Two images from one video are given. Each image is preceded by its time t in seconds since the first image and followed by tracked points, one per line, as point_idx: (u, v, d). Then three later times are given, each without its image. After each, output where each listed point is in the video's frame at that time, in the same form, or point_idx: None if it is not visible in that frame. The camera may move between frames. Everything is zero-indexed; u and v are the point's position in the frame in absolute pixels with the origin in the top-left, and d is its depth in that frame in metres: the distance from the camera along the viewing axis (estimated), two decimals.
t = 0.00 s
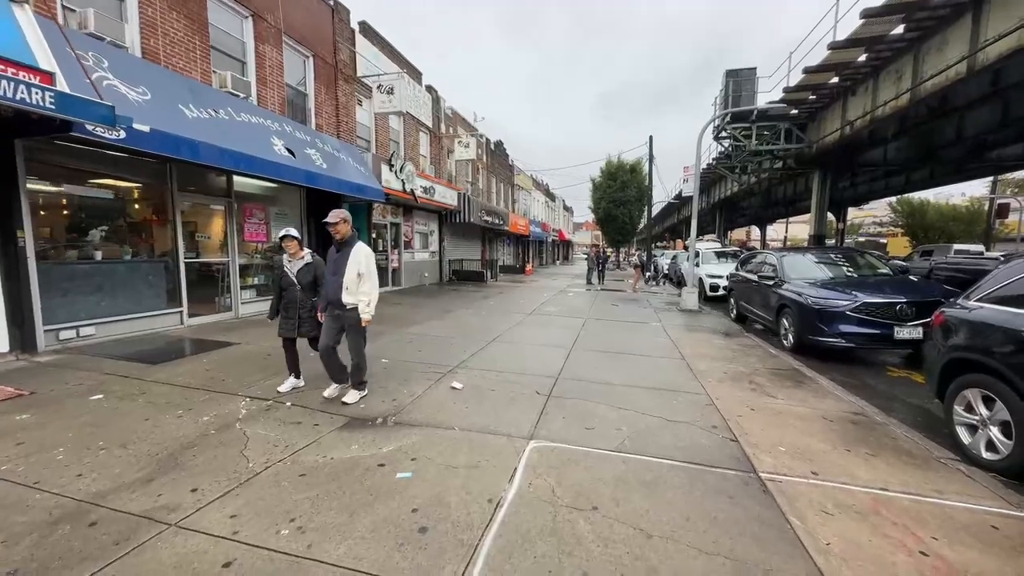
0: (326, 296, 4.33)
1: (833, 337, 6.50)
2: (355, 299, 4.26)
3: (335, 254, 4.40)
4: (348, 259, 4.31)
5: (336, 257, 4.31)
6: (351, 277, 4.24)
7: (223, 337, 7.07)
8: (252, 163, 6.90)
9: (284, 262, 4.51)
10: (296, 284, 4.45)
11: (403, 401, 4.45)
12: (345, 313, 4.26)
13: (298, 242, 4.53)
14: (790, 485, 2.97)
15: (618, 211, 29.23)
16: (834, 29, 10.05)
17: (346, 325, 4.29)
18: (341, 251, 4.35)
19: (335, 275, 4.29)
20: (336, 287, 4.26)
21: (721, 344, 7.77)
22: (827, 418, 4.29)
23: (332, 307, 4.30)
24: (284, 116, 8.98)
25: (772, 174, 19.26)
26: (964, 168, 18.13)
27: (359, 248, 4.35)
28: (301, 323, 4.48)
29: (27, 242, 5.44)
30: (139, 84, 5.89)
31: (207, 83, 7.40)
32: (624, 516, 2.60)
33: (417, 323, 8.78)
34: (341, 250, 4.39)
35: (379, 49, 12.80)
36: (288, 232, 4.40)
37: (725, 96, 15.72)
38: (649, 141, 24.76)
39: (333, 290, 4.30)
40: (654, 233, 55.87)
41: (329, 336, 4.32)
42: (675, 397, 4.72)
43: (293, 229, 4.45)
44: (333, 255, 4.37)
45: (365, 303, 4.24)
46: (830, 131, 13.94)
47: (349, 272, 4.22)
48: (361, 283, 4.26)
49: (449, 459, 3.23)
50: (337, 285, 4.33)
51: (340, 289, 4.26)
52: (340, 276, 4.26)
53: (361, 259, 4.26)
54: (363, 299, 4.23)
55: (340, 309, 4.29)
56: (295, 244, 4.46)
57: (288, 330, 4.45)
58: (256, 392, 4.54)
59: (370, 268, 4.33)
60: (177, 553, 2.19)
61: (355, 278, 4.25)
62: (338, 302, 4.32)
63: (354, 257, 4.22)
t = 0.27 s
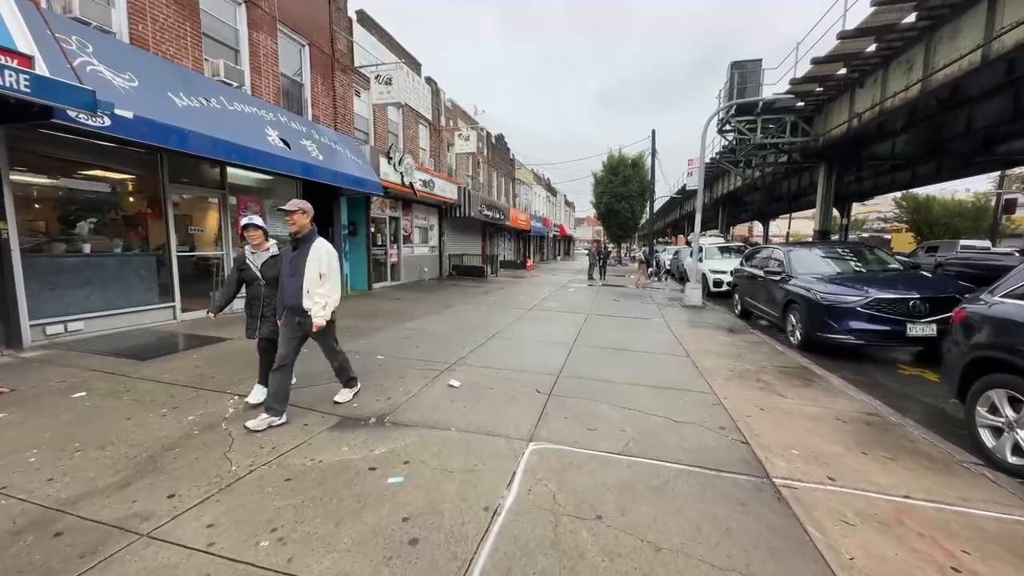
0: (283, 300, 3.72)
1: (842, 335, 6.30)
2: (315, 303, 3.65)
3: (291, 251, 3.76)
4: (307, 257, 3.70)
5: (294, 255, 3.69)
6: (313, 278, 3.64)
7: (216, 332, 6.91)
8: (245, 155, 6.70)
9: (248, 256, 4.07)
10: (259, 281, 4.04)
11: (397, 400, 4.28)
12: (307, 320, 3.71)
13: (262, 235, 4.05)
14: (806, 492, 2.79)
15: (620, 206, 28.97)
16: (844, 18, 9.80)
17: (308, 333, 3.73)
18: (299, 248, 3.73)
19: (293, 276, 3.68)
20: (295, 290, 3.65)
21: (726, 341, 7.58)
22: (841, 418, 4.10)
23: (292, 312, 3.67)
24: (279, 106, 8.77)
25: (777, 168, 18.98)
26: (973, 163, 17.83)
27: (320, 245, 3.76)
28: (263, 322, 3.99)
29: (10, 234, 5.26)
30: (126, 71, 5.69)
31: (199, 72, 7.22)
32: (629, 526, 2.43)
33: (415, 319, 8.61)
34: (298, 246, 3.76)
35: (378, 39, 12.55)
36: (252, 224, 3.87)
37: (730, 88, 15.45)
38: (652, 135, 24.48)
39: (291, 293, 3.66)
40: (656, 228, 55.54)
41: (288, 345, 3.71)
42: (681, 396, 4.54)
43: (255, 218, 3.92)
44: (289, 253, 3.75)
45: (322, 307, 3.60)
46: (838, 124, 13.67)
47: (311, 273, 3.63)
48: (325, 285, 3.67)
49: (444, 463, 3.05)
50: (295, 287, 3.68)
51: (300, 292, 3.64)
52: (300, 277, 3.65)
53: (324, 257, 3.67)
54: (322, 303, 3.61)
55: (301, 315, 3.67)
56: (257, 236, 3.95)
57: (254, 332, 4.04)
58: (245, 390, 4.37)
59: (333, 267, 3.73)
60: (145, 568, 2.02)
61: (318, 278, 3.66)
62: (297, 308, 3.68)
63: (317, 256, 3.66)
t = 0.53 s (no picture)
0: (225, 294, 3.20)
1: (862, 330, 6.01)
2: (270, 296, 3.18)
3: (233, 235, 3.23)
4: (253, 242, 3.18)
5: (238, 241, 3.19)
6: (263, 268, 3.13)
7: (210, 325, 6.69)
8: (238, 141, 6.44)
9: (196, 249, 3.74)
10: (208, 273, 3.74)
11: (394, 399, 4.04)
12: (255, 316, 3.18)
13: (215, 223, 3.67)
14: (840, 506, 2.54)
15: (625, 196, 28.54)
16: None
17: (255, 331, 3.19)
18: (243, 230, 3.22)
19: (238, 265, 3.17)
20: (240, 281, 3.13)
21: (738, 335, 7.30)
22: (868, 421, 3.83)
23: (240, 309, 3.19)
24: (275, 92, 8.48)
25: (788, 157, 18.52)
26: (991, 151, 17.30)
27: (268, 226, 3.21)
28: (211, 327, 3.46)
29: None
30: (110, 53, 5.42)
31: (190, 55, 6.93)
32: (646, 546, 2.19)
33: (416, 312, 8.37)
34: (241, 228, 3.22)
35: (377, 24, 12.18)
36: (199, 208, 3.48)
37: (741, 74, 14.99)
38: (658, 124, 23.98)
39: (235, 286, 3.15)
40: (661, 219, 54.97)
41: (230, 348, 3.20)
42: (695, 396, 4.28)
43: (209, 205, 3.58)
44: (231, 238, 3.23)
45: (285, 301, 3.17)
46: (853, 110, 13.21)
47: (260, 261, 3.13)
48: (278, 275, 3.17)
49: (442, 471, 2.81)
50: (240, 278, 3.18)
51: (247, 284, 3.13)
52: (247, 266, 3.15)
53: (275, 241, 3.17)
54: (282, 297, 3.16)
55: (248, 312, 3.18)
56: (207, 223, 3.58)
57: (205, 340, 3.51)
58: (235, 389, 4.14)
59: (289, 253, 3.24)
60: None
61: (268, 267, 3.14)
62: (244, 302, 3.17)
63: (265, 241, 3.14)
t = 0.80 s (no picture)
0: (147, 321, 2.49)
1: (881, 336, 5.73)
2: (205, 325, 2.45)
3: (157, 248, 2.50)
4: (181, 257, 2.45)
5: (161, 255, 2.46)
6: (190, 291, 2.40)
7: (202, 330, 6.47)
8: (229, 139, 6.19)
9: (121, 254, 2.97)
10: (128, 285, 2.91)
11: (388, 413, 3.80)
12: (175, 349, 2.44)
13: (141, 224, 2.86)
14: (875, 544, 2.29)
15: (628, 195, 28.23)
16: None
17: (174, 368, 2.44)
18: (168, 240, 2.48)
19: (161, 284, 2.46)
20: (162, 306, 2.42)
21: (747, 340, 7.03)
22: (894, 438, 3.57)
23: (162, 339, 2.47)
24: (270, 89, 8.23)
25: (795, 155, 18.17)
26: (1003, 149, 16.94)
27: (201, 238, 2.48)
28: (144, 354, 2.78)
29: None
30: (93, 46, 5.18)
31: (181, 50, 6.69)
32: None
33: (415, 315, 8.13)
34: (165, 239, 2.48)
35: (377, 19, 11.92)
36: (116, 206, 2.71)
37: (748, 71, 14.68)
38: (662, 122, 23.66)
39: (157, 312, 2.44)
40: (663, 218, 54.62)
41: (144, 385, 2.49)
42: (707, 409, 4.02)
43: (129, 200, 2.79)
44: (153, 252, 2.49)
45: (232, 330, 2.45)
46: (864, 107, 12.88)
47: (188, 278, 2.41)
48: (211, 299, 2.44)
49: (436, 499, 2.57)
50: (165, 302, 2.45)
51: (168, 308, 2.41)
52: (171, 285, 2.44)
53: (209, 256, 2.45)
54: (228, 325, 2.45)
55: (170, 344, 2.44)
56: (130, 221, 2.78)
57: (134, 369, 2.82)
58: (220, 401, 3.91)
59: (230, 272, 2.53)
60: None
61: (197, 290, 2.42)
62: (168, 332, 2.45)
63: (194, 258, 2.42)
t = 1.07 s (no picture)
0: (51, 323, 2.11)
1: (919, 342, 5.35)
2: (107, 335, 2.02)
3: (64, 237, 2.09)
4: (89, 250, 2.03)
5: (67, 246, 2.06)
6: (95, 290, 2.00)
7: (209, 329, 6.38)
8: (237, 135, 6.07)
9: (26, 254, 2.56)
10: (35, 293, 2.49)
11: (393, 421, 3.59)
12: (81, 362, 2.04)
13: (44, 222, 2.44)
14: None
15: (643, 193, 27.75)
16: None
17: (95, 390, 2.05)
18: (77, 229, 2.08)
19: (67, 281, 2.07)
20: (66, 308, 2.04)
21: (772, 344, 6.68)
22: (945, 456, 3.25)
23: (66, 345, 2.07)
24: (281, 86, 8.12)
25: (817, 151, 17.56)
26: None
27: (108, 227, 2.04)
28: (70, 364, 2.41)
29: None
30: (101, 41, 5.08)
31: (190, 46, 6.59)
32: None
33: (425, 314, 7.95)
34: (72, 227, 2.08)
35: (388, 15, 11.78)
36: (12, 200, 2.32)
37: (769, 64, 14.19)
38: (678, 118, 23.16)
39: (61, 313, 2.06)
40: (678, 216, 53.80)
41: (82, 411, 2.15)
42: (734, 421, 3.73)
43: (26, 193, 2.38)
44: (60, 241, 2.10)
45: (129, 344, 2.00)
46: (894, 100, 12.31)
47: (92, 274, 2.00)
48: (114, 303, 2.01)
49: (440, 521, 2.36)
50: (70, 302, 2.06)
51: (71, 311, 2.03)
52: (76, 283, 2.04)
53: (117, 248, 2.01)
54: (127, 337, 2.00)
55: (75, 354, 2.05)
56: (27, 219, 2.36)
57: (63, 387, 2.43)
58: (219, 406, 3.75)
59: (144, 270, 2.07)
60: None
61: (102, 290, 2.00)
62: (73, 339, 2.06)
63: (95, 251, 1.99)
